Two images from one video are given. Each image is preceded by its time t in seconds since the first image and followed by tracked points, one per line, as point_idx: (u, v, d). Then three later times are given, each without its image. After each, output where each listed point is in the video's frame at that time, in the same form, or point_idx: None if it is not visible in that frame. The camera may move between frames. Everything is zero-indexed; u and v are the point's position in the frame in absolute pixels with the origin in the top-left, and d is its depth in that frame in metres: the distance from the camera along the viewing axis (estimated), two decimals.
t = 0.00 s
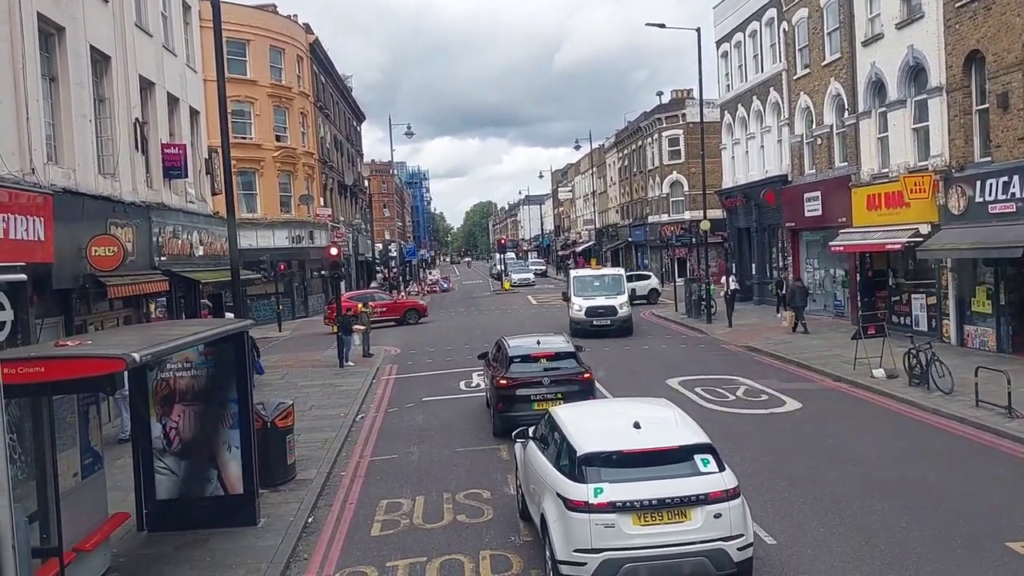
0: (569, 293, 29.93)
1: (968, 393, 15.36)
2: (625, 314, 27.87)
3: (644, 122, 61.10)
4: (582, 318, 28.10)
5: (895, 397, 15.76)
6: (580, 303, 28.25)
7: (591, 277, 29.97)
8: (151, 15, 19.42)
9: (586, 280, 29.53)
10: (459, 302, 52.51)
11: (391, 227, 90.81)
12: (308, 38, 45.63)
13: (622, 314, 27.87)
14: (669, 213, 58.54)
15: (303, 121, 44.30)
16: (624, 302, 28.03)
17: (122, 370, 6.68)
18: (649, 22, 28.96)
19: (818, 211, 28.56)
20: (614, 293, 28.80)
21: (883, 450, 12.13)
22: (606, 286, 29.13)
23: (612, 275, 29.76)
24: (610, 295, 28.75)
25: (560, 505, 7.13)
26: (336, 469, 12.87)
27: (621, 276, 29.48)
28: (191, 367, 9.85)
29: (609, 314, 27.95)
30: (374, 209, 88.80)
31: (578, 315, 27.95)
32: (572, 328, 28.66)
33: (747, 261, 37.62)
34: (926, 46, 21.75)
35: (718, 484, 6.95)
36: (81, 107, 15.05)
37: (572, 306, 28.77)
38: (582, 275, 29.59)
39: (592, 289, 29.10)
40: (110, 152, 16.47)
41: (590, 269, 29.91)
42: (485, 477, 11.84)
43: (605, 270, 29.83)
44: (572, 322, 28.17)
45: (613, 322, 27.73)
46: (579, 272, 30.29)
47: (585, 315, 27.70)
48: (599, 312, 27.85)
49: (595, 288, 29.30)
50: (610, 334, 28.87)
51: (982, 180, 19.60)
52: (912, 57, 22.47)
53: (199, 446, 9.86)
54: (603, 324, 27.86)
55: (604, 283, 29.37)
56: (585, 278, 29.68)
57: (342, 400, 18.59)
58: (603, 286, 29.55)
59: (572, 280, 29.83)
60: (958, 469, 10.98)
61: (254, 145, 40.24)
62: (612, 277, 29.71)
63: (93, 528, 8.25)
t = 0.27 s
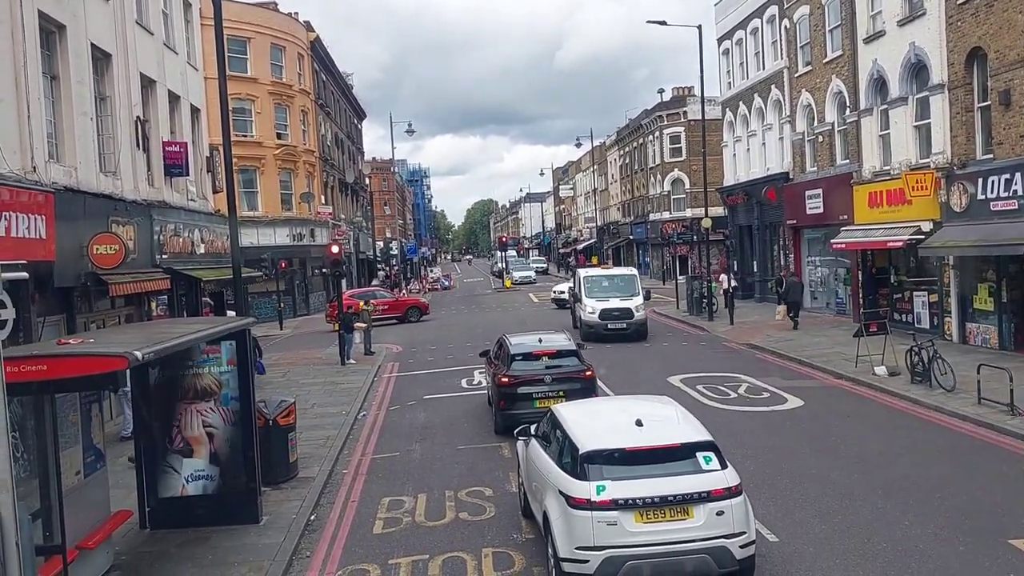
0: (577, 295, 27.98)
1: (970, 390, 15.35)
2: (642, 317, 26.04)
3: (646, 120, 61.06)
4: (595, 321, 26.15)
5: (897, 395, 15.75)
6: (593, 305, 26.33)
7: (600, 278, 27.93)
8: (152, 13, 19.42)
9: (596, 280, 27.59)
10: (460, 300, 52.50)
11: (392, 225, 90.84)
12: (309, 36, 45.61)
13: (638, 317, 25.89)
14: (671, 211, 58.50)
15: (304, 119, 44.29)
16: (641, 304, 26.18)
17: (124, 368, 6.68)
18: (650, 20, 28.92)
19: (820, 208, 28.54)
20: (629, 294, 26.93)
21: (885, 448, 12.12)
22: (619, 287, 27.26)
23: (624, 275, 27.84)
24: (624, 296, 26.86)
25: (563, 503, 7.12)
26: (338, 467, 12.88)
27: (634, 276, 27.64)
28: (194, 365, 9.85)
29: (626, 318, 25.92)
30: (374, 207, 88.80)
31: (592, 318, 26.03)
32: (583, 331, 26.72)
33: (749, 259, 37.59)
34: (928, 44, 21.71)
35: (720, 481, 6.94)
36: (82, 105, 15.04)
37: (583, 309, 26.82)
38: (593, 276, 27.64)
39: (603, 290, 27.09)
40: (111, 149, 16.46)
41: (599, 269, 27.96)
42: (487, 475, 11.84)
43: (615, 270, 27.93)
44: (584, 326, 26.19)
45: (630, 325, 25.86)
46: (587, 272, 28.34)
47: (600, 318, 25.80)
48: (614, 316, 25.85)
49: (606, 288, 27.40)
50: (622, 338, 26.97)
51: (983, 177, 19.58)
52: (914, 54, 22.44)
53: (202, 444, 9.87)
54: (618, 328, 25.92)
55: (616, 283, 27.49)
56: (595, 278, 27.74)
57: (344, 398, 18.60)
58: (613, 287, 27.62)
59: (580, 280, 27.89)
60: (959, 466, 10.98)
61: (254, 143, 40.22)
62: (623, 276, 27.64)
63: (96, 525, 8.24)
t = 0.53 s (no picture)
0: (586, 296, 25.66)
1: (971, 388, 15.36)
2: (661, 321, 23.81)
3: (646, 117, 61.01)
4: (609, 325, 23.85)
5: (897, 392, 15.76)
6: (607, 308, 24.00)
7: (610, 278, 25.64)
8: (152, 10, 19.41)
9: (607, 280, 25.27)
10: (460, 297, 52.49)
11: (393, 223, 90.92)
12: (309, 33, 45.59)
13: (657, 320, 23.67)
14: (671, 208, 58.48)
15: (304, 116, 44.27)
16: (658, 307, 23.97)
17: (125, 365, 6.71)
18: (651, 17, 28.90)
19: (820, 206, 28.53)
20: (644, 296, 24.64)
21: (885, 446, 12.12)
22: (633, 288, 24.93)
23: (636, 274, 25.54)
24: (639, 298, 24.57)
25: (563, 500, 7.13)
26: (339, 464, 12.89)
27: (648, 276, 25.35)
28: (194, 362, 9.85)
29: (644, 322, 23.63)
30: (375, 205, 88.86)
31: (606, 322, 23.73)
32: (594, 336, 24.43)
33: (749, 257, 37.58)
34: (929, 41, 21.68)
35: (720, 479, 6.95)
36: (83, 102, 15.04)
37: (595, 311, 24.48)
38: (603, 275, 25.35)
39: (616, 291, 24.83)
40: (112, 146, 16.45)
41: (610, 268, 25.60)
42: (487, 472, 11.85)
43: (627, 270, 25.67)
44: (597, 330, 23.90)
45: (647, 329, 23.61)
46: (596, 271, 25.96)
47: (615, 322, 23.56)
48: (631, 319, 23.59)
49: (618, 289, 25.05)
50: (636, 343, 24.67)
51: (984, 175, 19.58)
52: (915, 52, 22.40)
53: (200, 441, 9.89)
54: (634, 333, 23.66)
55: (629, 284, 25.18)
56: (605, 278, 25.35)
57: (344, 395, 18.60)
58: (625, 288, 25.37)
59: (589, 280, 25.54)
60: (959, 463, 10.99)
61: (255, 140, 40.21)
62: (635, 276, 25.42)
63: (96, 522, 8.24)
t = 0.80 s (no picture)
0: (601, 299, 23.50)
1: (971, 385, 15.37)
2: (684, 326, 21.64)
3: (647, 114, 60.97)
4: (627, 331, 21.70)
5: (897, 389, 15.78)
6: (625, 312, 21.85)
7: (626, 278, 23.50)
8: (152, 7, 19.39)
9: (623, 281, 23.10)
10: (461, 294, 52.50)
11: (393, 220, 90.93)
12: (309, 29, 45.54)
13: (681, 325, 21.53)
14: (671, 205, 58.46)
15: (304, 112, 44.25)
16: (681, 310, 21.82)
17: (125, 363, 6.71)
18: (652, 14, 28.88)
19: (821, 203, 28.53)
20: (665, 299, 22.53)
21: (885, 443, 12.12)
22: (652, 290, 22.80)
23: (654, 274, 23.41)
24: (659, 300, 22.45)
25: (563, 497, 7.13)
26: (339, 461, 12.89)
27: (668, 277, 23.20)
28: (194, 359, 9.85)
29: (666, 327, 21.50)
30: (375, 201, 88.90)
31: (625, 328, 21.61)
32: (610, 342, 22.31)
33: (749, 254, 37.57)
34: (930, 38, 21.66)
35: (720, 476, 6.95)
36: (83, 99, 15.03)
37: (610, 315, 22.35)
38: (618, 276, 23.23)
39: (633, 292, 22.74)
40: (112, 143, 16.43)
41: (626, 268, 23.45)
42: (488, 469, 11.86)
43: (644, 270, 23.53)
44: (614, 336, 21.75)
45: (669, 336, 21.48)
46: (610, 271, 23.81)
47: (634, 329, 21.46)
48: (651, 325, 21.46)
49: (636, 291, 22.90)
50: (656, 351, 22.53)
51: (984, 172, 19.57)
52: (915, 49, 22.39)
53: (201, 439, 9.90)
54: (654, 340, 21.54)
55: (646, 285, 23.04)
56: (620, 278, 23.23)
57: (344, 392, 18.60)
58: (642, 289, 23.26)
59: (603, 282, 23.41)
60: (959, 460, 10.99)
61: (255, 137, 40.18)
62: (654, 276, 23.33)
63: (96, 519, 8.23)
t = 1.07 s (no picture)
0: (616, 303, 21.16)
1: (971, 383, 15.35)
2: (712, 334, 19.47)
3: (647, 112, 60.92)
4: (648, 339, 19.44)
5: (897, 387, 15.77)
6: (646, 318, 19.60)
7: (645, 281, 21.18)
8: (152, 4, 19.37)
9: (642, 283, 20.91)
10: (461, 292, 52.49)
11: (393, 218, 90.92)
12: (309, 27, 45.51)
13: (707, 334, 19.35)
14: (672, 203, 58.41)
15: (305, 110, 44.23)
16: (708, 317, 19.64)
17: (125, 360, 6.70)
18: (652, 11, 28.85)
19: (821, 201, 28.53)
20: (689, 303, 20.30)
21: (885, 441, 12.11)
22: (675, 293, 20.61)
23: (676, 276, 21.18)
24: (684, 305, 20.23)
25: (563, 494, 7.12)
26: (339, 458, 12.88)
27: (692, 279, 21.01)
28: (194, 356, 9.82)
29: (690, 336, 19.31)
30: (375, 199, 88.95)
31: (647, 336, 19.36)
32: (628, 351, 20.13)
33: (750, 252, 37.55)
34: (930, 36, 21.63)
35: (720, 473, 6.95)
36: (82, 96, 15.01)
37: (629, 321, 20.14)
38: (637, 278, 21.01)
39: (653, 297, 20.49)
40: (111, 141, 16.41)
41: (646, 269, 21.28)
42: (488, 467, 11.85)
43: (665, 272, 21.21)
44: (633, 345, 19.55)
45: (696, 345, 19.32)
46: (627, 272, 21.59)
47: (658, 337, 19.24)
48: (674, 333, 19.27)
49: (656, 294, 20.64)
50: (679, 361, 20.36)
51: (984, 170, 19.54)
52: (916, 46, 22.36)
53: (201, 436, 9.90)
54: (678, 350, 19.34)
55: (668, 288, 20.81)
56: (639, 280, 21.03)
57: (344, 390, 18.60)
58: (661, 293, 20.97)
59: (621, 284, 21.21)
60: (960, 458, 10.98)
61: (255, 134, 40.16)
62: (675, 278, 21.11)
63: (95, 517, 8.22)
